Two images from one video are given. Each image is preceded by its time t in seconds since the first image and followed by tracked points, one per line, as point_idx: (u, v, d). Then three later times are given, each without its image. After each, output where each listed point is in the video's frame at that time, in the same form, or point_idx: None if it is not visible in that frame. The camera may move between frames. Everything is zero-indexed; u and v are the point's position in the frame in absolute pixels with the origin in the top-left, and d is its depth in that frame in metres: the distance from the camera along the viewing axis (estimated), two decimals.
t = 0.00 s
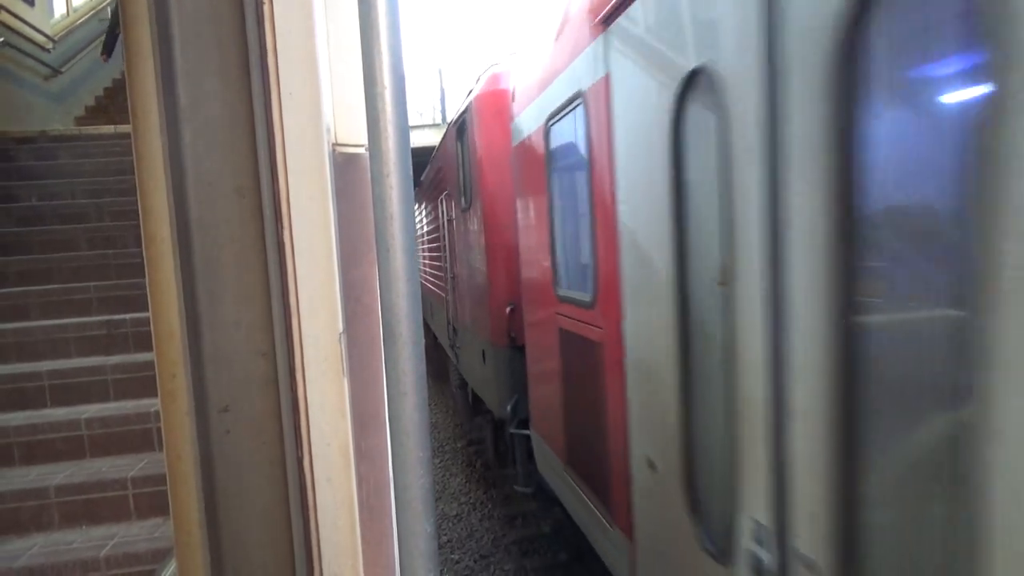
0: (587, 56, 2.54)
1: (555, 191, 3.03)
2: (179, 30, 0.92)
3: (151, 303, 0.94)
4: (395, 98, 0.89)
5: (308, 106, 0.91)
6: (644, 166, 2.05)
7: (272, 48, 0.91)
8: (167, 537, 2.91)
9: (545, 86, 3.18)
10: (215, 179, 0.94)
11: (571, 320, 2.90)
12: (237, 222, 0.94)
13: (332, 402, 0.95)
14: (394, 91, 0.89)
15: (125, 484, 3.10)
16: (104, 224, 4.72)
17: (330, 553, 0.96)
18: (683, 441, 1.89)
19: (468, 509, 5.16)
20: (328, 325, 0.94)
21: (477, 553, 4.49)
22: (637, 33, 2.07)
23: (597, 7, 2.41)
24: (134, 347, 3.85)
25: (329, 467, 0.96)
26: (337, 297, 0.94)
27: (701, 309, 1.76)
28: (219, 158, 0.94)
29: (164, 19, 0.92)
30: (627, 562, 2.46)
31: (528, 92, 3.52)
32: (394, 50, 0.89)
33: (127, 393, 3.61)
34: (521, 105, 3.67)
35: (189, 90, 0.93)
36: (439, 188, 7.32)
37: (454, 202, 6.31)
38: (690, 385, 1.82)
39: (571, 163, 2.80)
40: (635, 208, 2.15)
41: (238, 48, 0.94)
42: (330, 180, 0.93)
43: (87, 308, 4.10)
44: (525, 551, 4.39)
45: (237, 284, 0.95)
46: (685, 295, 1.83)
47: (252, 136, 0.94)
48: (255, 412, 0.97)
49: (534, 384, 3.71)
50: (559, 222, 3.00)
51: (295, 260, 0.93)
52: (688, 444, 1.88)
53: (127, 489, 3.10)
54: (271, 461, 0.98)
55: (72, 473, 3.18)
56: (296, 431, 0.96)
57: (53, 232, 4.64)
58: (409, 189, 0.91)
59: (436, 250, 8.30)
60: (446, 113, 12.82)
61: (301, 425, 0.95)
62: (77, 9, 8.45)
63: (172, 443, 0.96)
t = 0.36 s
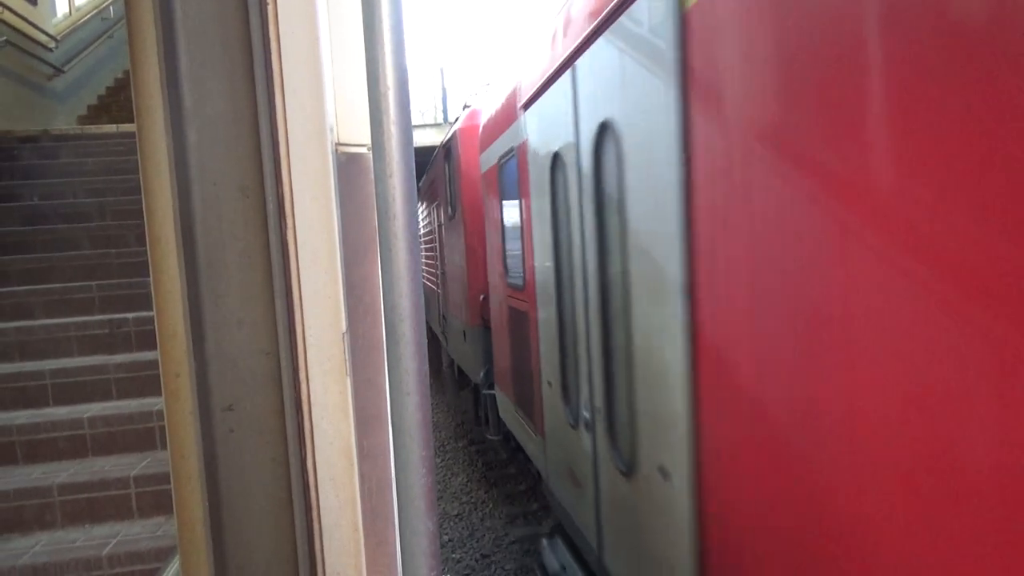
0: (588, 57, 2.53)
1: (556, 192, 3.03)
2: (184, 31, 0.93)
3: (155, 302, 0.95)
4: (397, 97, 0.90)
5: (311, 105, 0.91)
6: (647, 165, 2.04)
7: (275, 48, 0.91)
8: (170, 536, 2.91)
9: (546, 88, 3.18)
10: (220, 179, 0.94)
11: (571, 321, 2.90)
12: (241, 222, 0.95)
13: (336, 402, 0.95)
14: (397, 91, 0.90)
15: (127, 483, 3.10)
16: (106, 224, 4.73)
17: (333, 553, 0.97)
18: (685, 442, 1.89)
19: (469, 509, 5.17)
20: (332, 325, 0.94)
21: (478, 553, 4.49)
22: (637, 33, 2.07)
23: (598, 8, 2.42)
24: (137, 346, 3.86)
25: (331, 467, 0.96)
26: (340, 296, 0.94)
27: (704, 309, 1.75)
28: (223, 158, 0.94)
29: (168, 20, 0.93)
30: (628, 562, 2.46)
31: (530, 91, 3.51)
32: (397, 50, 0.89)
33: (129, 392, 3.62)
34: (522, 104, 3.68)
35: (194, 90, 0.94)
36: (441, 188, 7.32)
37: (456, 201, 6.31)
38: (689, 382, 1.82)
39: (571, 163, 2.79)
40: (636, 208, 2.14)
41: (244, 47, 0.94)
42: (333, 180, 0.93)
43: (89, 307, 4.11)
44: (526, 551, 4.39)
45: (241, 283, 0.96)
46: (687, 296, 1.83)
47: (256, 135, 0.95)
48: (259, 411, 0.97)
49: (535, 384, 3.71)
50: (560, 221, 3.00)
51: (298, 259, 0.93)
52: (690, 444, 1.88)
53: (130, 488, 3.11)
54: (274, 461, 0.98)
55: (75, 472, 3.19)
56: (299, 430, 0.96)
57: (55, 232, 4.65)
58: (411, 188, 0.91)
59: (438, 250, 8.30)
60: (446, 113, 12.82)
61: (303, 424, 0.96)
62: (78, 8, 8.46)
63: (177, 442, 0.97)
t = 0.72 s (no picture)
0: (586, 61, 2.54)
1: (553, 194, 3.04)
2: (184, 33, 0.93)
3: (153, 301, 0.95)
4: (397, 99, 0.90)
5: (310, 106, 0.91)
6: (646, 167, 2.04)
7: (275, 49, 0.91)
8: (166, 536, 2.91)
9: (545, 90, 3.18)
10: (218, 179, 0.95)
11: (569, 322, 2.91)
12: (240, 222, 0.95)
13: (333, 403, 0.96)
14: (396, 93, 0.90)
15: (123, 483, 3.10)
16: (104, 223, 4.72)
17: (330, 554, 0.97)
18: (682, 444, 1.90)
19: (466, 510, 5.17)
20: (329, 326, 0.94)
21: (474, 554, 4.49)
22: (637, 37, 2.08)
23: (596, 10, 2.42)
24: (134, 345, 3.86)
25: (329, 467, 0.96)
26: (338, 298, 0.94)
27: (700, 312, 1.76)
28: (222, 159, 0.95)
29: (168, 23, 0.93)
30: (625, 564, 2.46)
31: (528, 93, 3.50)
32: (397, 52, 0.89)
33: (126, 392, 3.62)
34: (521, 106, 3.69)
35: (193, 90, 0.94)
36: (440, 189, 7.34)
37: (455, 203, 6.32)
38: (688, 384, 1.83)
39: (569, 166, 2.80)
40: (635, 210, 2.14)
41: (244, 49, 0.95)
42: (332, 181, 0.93)
43: (86, 307, 4.10)
44: (522, 552, 4.41)
45: (240, 284, 0.96)
46: (685, 299, 1.83)
47: (255, 136, 0.95)
48: (256, 411, 0.97)
49: (532, 385, 3.71)
50: (557, 223, 3.00)
51: (296, 260, 0.93)
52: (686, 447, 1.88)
53: (125, 488, 3.10)
54: (271, 461, 0.98)
55: (71, 471, 3.18)
56: (297, 430, 0.97)
57: (53, 231, 4.65)
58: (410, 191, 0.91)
59: (436, 251, 8.32)
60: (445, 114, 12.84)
61: (301, 426, 0.96)
62: (77, 8, 8.47)
63: (174, 442, 0.97)
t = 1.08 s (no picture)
0: (586, 62, 2.54)
1: (552, 195, 3.04)
2: (184, 32, 0.93)
3: (150, 301, 0.95)
4: (397, 99, 0.90)
5: (309, 106, 0.91)
6: (646, 170, 2.04)
7: (274, 48, 0.91)
8: (161, 535, 2.91)
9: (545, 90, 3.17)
10: (217, 178, 0.95)
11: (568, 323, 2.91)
12: (238, 221, 0.95)
13: (330, 403, 0.96)
14: (395, 94, 0.90)
15: (119, 481, 3.10)
16: (100, 221, 4.71)
17: (327, 555, 0.97)
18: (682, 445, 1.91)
19: (462, 510, 5.17)
20: (326, 326, 0.94)
21: (470, 554, 4.49)
22: (637, 39, 2.08)
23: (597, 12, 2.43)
24: (131, 344, 3.86)
25: (326, 467, 0.96)
26: (336, 298, 0.94)
27: (699, 314, 1.76)
28: (221, 158, 0.95)
29: (167, 22, 0.93)
30: (622, 565, 2.46)
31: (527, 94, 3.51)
32: (395, 52, 0.89)
33: (122, 391, 3.62)
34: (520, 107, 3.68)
35: (192, 89, 0.94)
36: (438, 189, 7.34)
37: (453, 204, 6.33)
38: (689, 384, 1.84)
39: (568, 167, 2.80)
40: (635, 212, 2.14)
41: (243, 48, 0.94)
42: (331, 181, 0.93)
43: (83, 305, 4.10)
44: (518, 552, 4.41)
45: (237, 284, 0.96)
46: (685, 302, 1.83)
47: (254, 136, 0.95)
48: (252, 411, 0.97)
49: (531, 386, 3.70)
50: (556, 224, 3.00)
51: (294, 260, 0.93)
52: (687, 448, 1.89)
53: (121, 486, 3.10)
54: (268, 461, 0.98)
55: (68, 469, 3.18)
56: (293, 430, 0.97)
57: (50, 228, 4.63)
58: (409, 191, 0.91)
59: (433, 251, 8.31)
60: (442, 114, 12.84)
61: (298, 426, 0.96)
62: (75, 6, 8.46)
63: (170, 442, 0.97)
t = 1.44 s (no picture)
0: (587, 64, 2.55)
1: (552, 196, 3.05)
2: (186, 31, 0.93)
3: (151, 301, 0.95)
4: (399, 100, 0.90)
5: (311, 106, 0.91)
6: (647, 171, 2.04)
7: (277, 48, 0.91)
8: (161, 534, 2.90)
9: (545, 90, 3.16)
10: (219, 178, 0.95)
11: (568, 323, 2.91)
12: (239, 221, 0.95)
13: (331, 403, 0.95)
14: (398, 95, 0.90)
15: (118, 480, 3.09)
16: (100, 220, 4.70)
17: (327, 555, 0.96)
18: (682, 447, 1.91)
19: (461, 510, 5.17)
20: (327, 327, 0.94)
21: (469, 555, 4.48)
22: (639, 40, 2.08)
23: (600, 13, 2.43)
24: (130, 342, 3.86)
25: (326, 467, 0.96)
26: (337, 299, 0.94)
27: (700, 316, 1.76)
28: (223, 158, 0.94)
29: (170, 21, 0.93)
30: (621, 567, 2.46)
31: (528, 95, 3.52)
32: (398, 53, 0.90)
33: (122, 389, 3.62)
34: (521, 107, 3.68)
35: (195, 89, 0.94)
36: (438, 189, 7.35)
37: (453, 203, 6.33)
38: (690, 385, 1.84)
39: (569, 167, 2.80)
40: (635, 214, 2.14)
41: (245, 47, 0.94)
42: (332, 181, 0.93)
43: (83, 303, 4.10)
44: (517, 553, 4.41)
45: (238, 283, 0.96)
46: (685, 304, 1.83)
47: (256, 136, 0.95)
48: (253, 411, 0.97)
49: (531, 388, 3.70)
50: (557, 225, 2.99)
51: (296, 260, 0.93)
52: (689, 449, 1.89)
53: (120, 485, 3.09)
54: (268, 460, 0.98)
55: (67, 468, 3.17)
56: (294, 430, 0.96)
57: (50, 226, 4.63)
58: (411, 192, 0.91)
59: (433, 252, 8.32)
60: (443, 115, 12.84)
61: (298, 426, 0.96)
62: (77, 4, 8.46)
63: (170, 441, 0.97)
